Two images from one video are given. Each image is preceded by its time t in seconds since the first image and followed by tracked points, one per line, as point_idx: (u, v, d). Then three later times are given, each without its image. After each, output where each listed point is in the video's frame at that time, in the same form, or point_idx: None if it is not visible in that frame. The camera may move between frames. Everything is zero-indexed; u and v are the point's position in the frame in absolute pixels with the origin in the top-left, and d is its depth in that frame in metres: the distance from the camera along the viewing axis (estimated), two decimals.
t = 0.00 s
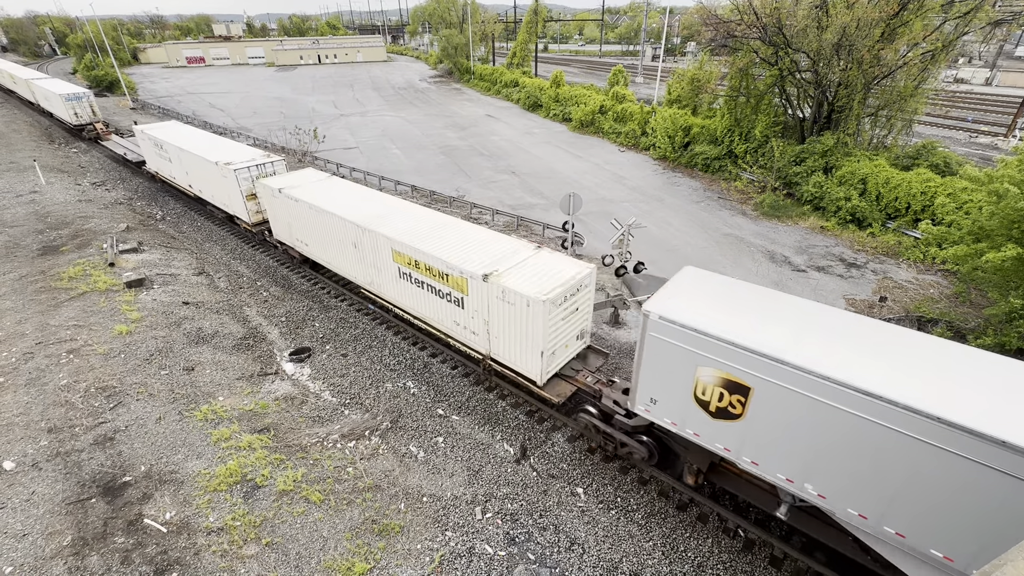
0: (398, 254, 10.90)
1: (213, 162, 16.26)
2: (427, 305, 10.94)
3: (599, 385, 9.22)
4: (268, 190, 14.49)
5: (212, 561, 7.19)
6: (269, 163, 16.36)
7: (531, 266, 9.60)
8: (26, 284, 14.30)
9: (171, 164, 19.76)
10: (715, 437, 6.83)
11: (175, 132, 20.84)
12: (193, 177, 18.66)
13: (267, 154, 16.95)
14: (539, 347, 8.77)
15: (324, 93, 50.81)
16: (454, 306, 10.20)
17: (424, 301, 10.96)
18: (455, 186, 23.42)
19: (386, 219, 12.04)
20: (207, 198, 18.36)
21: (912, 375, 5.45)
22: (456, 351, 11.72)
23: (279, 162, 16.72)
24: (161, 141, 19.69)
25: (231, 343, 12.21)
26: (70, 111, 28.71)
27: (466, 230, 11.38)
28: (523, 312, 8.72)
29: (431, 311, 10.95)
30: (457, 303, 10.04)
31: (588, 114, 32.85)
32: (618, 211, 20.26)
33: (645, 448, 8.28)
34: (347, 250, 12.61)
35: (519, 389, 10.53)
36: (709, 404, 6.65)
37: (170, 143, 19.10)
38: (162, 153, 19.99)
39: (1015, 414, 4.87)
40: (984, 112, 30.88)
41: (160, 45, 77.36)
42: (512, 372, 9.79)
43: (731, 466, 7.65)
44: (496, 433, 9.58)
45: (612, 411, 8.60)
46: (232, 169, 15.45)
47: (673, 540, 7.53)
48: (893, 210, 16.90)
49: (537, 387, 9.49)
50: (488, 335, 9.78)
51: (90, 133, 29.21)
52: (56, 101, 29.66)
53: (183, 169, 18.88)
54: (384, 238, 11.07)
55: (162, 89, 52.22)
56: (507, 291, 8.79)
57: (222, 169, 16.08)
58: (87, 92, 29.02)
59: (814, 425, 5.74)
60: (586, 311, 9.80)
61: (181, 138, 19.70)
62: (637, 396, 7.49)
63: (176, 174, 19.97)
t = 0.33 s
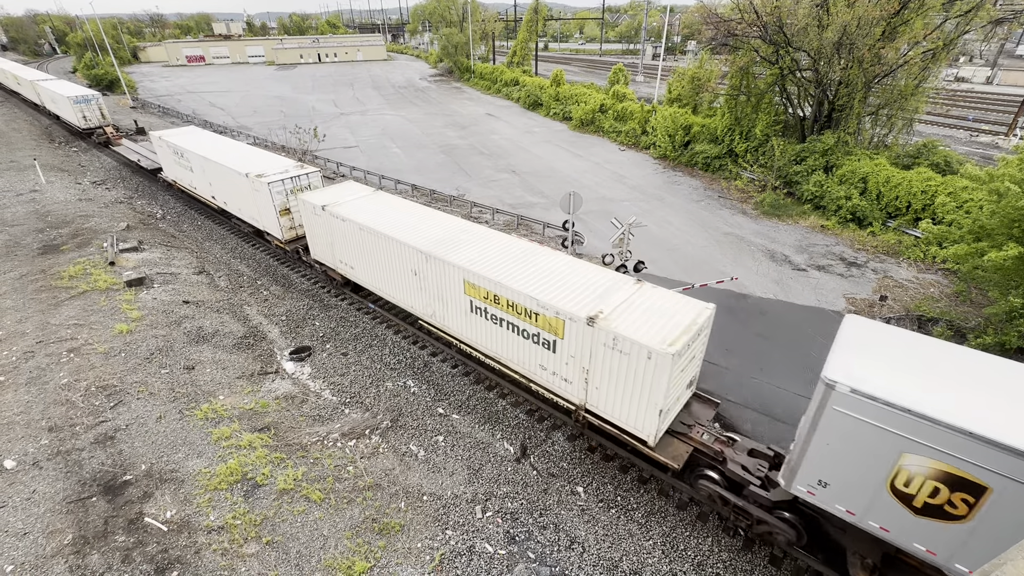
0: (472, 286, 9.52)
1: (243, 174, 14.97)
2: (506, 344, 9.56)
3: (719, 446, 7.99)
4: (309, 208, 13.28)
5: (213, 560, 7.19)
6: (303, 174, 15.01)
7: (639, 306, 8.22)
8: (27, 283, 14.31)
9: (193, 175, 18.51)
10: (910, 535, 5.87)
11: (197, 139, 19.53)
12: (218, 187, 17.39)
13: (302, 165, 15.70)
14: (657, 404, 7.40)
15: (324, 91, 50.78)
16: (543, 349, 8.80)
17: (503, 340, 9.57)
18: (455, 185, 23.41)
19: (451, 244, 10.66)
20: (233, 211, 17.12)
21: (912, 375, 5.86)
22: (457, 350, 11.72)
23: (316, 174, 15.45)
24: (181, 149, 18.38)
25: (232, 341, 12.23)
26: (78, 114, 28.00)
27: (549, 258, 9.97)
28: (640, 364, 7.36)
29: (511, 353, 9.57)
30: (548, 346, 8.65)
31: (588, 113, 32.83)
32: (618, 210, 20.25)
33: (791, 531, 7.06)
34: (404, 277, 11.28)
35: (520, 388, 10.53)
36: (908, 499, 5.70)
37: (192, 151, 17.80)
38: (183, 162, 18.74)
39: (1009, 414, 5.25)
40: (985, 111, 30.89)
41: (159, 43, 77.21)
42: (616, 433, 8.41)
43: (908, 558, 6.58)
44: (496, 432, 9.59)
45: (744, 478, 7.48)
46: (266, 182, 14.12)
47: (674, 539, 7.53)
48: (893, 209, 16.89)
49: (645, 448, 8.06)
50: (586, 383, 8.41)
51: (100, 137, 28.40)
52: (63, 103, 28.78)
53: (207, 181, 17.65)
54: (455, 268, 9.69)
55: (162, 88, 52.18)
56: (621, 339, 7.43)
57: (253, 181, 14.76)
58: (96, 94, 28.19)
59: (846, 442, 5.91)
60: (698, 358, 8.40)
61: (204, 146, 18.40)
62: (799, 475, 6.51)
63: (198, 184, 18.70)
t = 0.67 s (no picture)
0: (569, 329, 8.07)
1: (280, 189, 13.51)
2: (608, 397, 8.15)
3: (888, 531, 6.75)
4: (358, 227, 11.77)
5: (213, 559, 7.20)
6: (346, 189, 13.54)
7: (789, 360, 6.80)
8: (28, 282, 14.32)
9: (218, 185, 17.01)
10: None
11: (220, 147, 18.01)
12: (247, 201, 15.92)
13: (342, 177, 14.23)
14: (825, 486, 6.03)
15: (324, 90, 50.74)
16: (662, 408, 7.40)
17: (604, 392, 8.16)
18: (455, 184, 23.38)
19: (534, 273, 9.16)
20: (263, 226, 15.75)
21: None
22: (457, 349, 11.72)
23: (357, 187, 13.94)
24: (204, 158, 16.88)
25: (232, 340, 12.23)
26: (87, 118, 26.56)
27: (656, 295, 8.48)
28: (809, 441, 5.96)
29: (615, 407, 8.17)
30: (671, 406, 7.25)
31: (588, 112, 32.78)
32: (619, 209, 20.21)
33: None
34: (476, 310, 9.76)
35: (519, 386, 10.53)
36: None
37: (216, 161, 16.32)
38: (206, 171, 17.25)
39: None
40: (986, 110, 30.87)
41: (159, 42, 77.11)
42: (762, 514, 7.04)
43: None
44: (496, 431, 9.59)
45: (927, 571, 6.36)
46: (306, 199, 12.62)
47: (674, 538, 7.54)
48: (893, 208, 16.86)
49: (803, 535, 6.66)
50: (720, 451, 7.02)
51: (111, 142, 26.99)
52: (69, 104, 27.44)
53: (234, 192, 16.18)
54: (548, 306, 8.21)
55: (162, 86, 52.17)
56: (784, 408, 6.02)
57: (290, 197, 13.29)
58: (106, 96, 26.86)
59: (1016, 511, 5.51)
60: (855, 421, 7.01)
61: (229, 155, 16.88)
62: None
63: (222, 196, 17.21)
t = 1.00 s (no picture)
0: (708, 391, 6.83)
1: (323, 206, 12.23)
2: (752, 471, 6.87)
3: None
4: (421, 254, 10.51)
5: (213, 557, 7.21)
6: (396, 207, 12.29)
7: (1006, 443, 5.54)
8: (28, 281, 14.32)
9: (249, 200, 15.71)
10: None
11: (250, 157, 16.71)
12: (280, 216, 14.64)
13: (390, 194, 12.94)
14: None
15: (324, 89, 50.69)
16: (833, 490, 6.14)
17: (750, 466, 6.87)
18: (455, 183, 23.37)
19: (650, 318, 7.90)
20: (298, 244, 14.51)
21: None
22: (457, 348, 11.71)
23: (409, 204, 12.61)
24: (231, 169, 15.58)
25: (232, 339, 12.24)
26: (97, 122, 25.56)
27: (805, 349, 7.20)
28: None
29: (757, 482, 6.92)
30: (849, 491, 5.99)
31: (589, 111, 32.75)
32: (619, 208, 20.21)
33: None
34: (575, 358, 8.47)
35: (520, 386, 10.52)
36: None
37: (246, 173, 14.97)
38: (234, 184, 15.96)
39: None
40: (986, 109, 30.85)
41: (158, 40, 77.01)
42: None
43: None
44: (496, 430, 9.60)
45: None
46: (356, 219, 11.32)
47: (673, 536, 7.55)
48: (893, 207, 16.86)
49: None
50: (917, 550, 5.74)
51: (122, 147, 26.02)
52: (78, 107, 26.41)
53: (268, 207, 14.84)
54: (681, 362, 6.96)
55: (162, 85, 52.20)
56: None
57: (335, 216, 12.01)
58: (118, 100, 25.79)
59: None
60: None
61: (260, 166, 15.52)
62: None
63: (252, 210, 15.96)
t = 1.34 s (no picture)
0: (910, 481, 5.47)
1: (379, 229, 10.94)
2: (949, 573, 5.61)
3: None
4: (501, 288, 8.91)
5: (213, 556, 7.21)
6: (460, 229, 10.98)
7: None
8: (27, 280, 14.30)
9: (284, 216, 14.34)
10: None
11: (282, 168, 15.34)
12: (320, 235, 13.32)
13: (449, 215, 11.66)
14: None
15: (324, 88, 50.65)
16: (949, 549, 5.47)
17: (859, 523, 6.07)
18: (455, 182, 23.35)
19: (735, 352, 7.05)
20: (340, 265, 13.23)
21: None
22: (457, 348, 11.69)
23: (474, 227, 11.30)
24: (265, 182, 14.22)
25: (232, 338, 12.25)
26: (109, 126, 24.22)
27: (990, 415, 6.01)
28: None
29: None
30: None
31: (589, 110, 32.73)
32: (619, 208, 20.20)
33: None
34: (688, 416, 7.22)
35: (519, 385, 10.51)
36: None
37: (283, 188, 13.61)
38: (267, 198, 14.61)
39: None
40: (987, 109, 30.83)
41: (158, 40, 76.88)
42: None
43: None
44: (496, 429, 9.59)
45: None
46: (420, 246, 10.03)
47: (673, 536, 7.55)
48: (894, 207, 16.86)
49: None
50: None
51: (136, 153, 24.69)
52: (89, 111, 25.27)
53: (308, 226, 13.48)
54: (872, 444, 5.58)
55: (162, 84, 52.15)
56: None
57: (393, 240, 10.73)
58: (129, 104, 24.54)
59: None
60: None
61: (296, 180, 14.14)
62: None
63: (285, 226, 14.66)
